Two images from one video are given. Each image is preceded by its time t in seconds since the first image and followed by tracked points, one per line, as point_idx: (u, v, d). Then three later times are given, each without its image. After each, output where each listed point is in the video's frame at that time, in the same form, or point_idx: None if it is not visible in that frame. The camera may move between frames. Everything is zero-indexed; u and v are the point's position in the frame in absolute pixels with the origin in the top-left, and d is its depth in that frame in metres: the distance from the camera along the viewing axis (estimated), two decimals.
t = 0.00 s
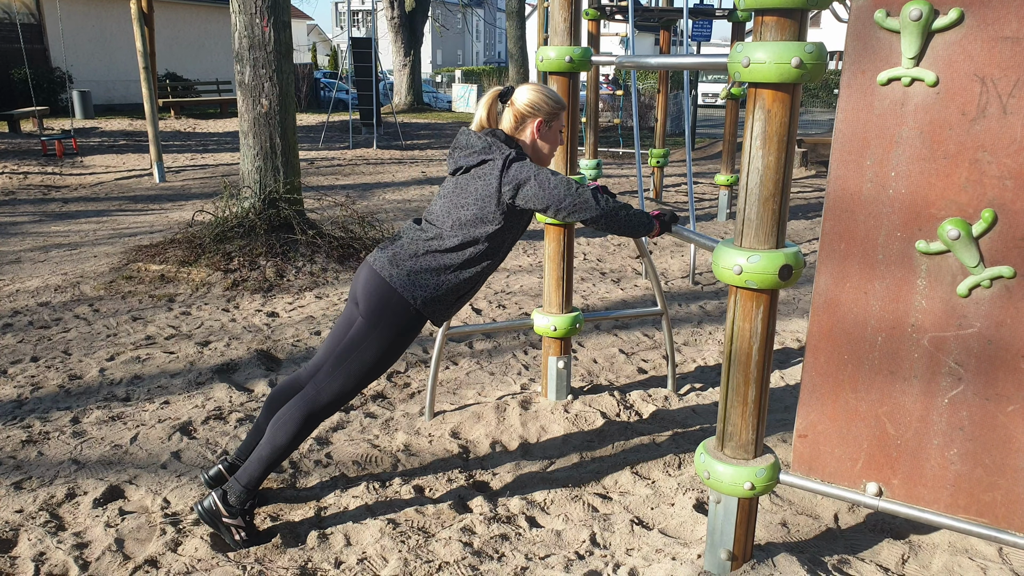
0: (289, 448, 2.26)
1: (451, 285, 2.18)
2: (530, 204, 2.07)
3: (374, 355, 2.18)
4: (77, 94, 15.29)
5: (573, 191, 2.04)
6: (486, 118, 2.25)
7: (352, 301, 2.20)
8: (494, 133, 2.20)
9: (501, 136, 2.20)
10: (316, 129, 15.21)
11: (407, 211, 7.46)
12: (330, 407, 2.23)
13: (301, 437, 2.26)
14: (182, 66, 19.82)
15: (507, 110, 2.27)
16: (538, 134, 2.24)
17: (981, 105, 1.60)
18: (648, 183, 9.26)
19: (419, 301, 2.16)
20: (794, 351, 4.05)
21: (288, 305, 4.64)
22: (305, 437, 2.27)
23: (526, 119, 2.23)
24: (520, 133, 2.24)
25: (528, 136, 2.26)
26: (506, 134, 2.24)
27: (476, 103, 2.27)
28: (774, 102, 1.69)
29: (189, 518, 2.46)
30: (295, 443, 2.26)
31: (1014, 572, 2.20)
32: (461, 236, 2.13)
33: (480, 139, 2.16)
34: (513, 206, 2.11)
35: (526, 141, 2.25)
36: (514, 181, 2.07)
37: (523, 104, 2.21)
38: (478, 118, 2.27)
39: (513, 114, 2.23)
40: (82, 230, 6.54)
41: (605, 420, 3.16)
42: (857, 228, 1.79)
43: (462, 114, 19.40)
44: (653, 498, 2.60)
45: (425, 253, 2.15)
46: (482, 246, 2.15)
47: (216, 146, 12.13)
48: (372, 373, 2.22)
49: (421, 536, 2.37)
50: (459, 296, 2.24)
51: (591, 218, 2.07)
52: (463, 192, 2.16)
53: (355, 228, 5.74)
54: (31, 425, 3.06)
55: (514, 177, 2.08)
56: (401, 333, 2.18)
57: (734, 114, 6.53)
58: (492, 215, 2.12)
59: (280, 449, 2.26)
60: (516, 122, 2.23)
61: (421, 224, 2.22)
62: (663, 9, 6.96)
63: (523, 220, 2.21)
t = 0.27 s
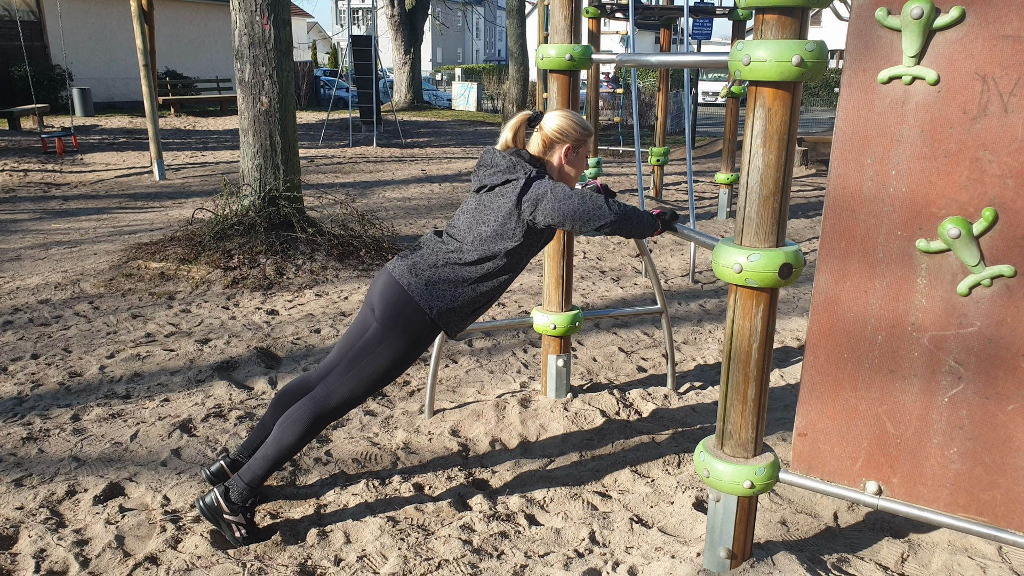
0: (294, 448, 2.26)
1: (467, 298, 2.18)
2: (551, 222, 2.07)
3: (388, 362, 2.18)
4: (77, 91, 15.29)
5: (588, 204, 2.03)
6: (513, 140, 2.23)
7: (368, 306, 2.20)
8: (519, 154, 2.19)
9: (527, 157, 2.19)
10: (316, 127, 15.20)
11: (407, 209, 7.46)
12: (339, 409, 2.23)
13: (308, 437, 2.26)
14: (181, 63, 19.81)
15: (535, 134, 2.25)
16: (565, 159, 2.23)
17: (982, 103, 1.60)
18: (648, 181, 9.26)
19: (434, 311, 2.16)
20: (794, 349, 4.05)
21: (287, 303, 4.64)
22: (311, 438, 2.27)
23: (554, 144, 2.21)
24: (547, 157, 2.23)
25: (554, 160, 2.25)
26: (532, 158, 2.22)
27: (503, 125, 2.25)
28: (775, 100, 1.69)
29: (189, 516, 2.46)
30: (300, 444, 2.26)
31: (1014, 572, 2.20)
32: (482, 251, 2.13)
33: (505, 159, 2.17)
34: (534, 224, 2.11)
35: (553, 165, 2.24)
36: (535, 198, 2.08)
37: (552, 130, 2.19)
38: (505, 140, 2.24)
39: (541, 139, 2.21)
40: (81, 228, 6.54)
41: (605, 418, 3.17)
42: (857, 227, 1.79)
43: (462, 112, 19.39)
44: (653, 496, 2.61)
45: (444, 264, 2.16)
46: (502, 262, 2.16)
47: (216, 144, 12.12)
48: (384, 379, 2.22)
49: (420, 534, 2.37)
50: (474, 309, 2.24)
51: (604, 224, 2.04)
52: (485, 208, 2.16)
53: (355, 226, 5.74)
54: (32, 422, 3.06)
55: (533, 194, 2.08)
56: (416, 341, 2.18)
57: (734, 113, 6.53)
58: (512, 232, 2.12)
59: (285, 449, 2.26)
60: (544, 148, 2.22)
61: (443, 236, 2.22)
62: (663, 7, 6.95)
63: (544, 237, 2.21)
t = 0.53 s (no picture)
0: (299, 449, 2.26)
1: (479, 307, 2.18)
2: (564, 232, 2.07)
3: (397, 366, 2.18)
4: (77, 90, 15.29)
5: (596, 210, 2.03)
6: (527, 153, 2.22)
7: (378, 311, 2.20)
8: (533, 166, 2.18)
9: (541, 170, 2.18)
10: (316, 126, 15.19)
11: (407, 208, 7.46)
12: (346, 411, 2.23)
13: (313, 438, 2.26)
14: (181, 62, 19.80)
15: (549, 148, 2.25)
16: (580, 173, 2.22)
17: (983, 102, 1.60)
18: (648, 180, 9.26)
19: (446, 318, 2.15)
20: (794, 348, 4.05)
21: (288, 301, 4.64)
22: (316, 439, 2.27)
23: (569, 158, 2.20)
24: (562, 171, 2.22)
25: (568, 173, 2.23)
26: (547, 171, 2.21)
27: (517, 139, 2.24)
28: (776, 99, 1.68)
29: (189, 514, 2.46)
30: (305, 444, 2.26)
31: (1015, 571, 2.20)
32: (496, 261, 2.13)
33: (519, 171, 2.17)
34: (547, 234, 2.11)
35: (568, 179, 2.23)
36: (549, 208, 2.08)
37: (567, 144, 2.18)
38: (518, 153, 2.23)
39: (556, 153, 2.20)
40: (81, 226, 6.53)
41: (605, 417, 3.16)
42: (858, 226, 1.78)
43: (462, 111, 19.39)
44: (653, 495, 2.60)
45: (458, 272, 2.15)
46: (514, 271, 2.16)
47: (216, 143, 12.12)
48: (393, 383, 2.22)
49: (421, 532, 2.37)
50: (485, 318, 2.23)
51: (610, 228, 2.03)
52: (500, 219, 2.16)
53: (355, 224, 5.73)
54: (32, 421, 3.06)
55: (545, 205, 2.09)
56: (426, 346, 2.18)
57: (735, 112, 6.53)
58: (526, 242, 2.12)
59: (290, 450, 2.26)
60: (559, 161, 2.21)
61: (456, 245, 2.22)
62: (664, 6, 6.95)
63: (555, 248, 2.21)
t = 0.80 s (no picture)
0: (298, 448, 2.25)
1: (477, 303, 2.18)
2: (560, 228, 2.07)
3: (395, 364, 2.17)
4: (76, 88, 15.28)
5: (593, 208, 2.03)
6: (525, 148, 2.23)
7: (377, 309, 2.19)
8: (530, 161, 2.18)
9: (538, 165, 2.18)
10: (315, 125, 15.19)
11: (406, 207, 7.46)
12: (344, 410, 2.22)
13: (312, 437, 2.25)
14: (181, 60, 19.78)
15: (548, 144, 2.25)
16: (578, 170, 2.22)
17: (983, 101, 1.59)
18: (648, 179, 9.26)
19: (443, 315, 2.15)
20: (794, 347, 4.05)
21: (287, 300, 4.64)
22: (315, 438, 2.27)
23: (566, 154, 2.20)
24: (559, 167, 2.22)
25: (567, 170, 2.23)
26: (545, 167, 2.21)
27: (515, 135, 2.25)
28: (776, 99, 1.68)
29: (188, 514, 2.45)
30: (304, 443, 2.26)
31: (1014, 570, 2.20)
32: (492, 257, 2.13)
33: (516, 166, 2.17)
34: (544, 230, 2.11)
35: (566, 176, 2.22)
36: (545, 205, 2.08)
37: (565, 140, 2.19)
38: (517, 149, 2.25)
39: (554, 149, 2.21)
40: (80, 225, 6.52)
41: (605, 416, 3.16)
42: (858, 226, 1.78)
43: (462, 109, 19.38)
44: (652, 495, 2.60)
45: (455, 269, 2.15)
46: (511, 268, 2.15)
47: (216, 141, 12.11)
48: (392, 381, 2.22)
49: (420, 532, 2.37)
50: (482, 314, 2.23)
51: (608, 228, 2.03)
52: (496, 215, 2.16)
53: (354, 223, 5.73)
54: (30, 420, 3.06)
55: (542, 202, 2.09)
56: (424, 344, 2.17)
57: (735, 111, 6.53)
58: (522, 238, 2.12)
59: (289, 449, 2.25)
60: (556, 157, 2.21)
61: (453, 242, 2.22)
62: (664, 5, 6.95)
63: (552, 244, 2.21)
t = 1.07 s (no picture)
0: (291, 444, 2.25)
1: (459, 287, 2.18)
2: (540, 209, 2.07)
3: (381, 353, 2.17)
4: (76, 86, 15.27)
5: (584, 200, 2.03)
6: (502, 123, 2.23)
7: (360, 298, 2.19)
8: (507, 137, 2.18)
9: (515, 140, 2.18)
10: (315, 123, 15.18)
11: (406, 206, 7.46)
12: (335, 403, 2.22)
13: (304, 432, 2.25)
14: (180, 58, 19.77)
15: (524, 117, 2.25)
16: (554, 143, 2.22)
17: (984, 101, 1.59)
18: (648, 178, 9.26)
19: (426, 301, 2.15)
20: (794, 347, 4.05)
21: (286, 299, 4.63)
22: (307, 433, 2.26)
23: (542, 128, 2.20)
24: (535, 140, 2.22)
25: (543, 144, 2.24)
26: (521, 141, 2.22)
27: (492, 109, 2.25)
28: (777, 97, 1.68)
29: (188, 512, 2.45)
30: (297, 439, 2.26)
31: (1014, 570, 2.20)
32: (471, 239, 2.13)
33: (493, 143, 2.16)
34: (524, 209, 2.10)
35: (542, 149, 2.23)
36: (525, 185, 2.07)
37: (540, 112, 2.19)
38: (493, 124, 2.25)
39: (529, 122, 2.21)
40: (80, 223, 6.52)
41: (605, 415, 3.16)
42: (859, 225, 1.78)
43: (461, 108, 19.36)
44: (652, 494, 2.60)
45: (434, 253, 2.14)
46: (491, 250, 2.15)
47: (215, 140, 12.11)
48: (379, 371, 2.22)
49: (420, 531, 2.37)
50: (465, 298, 2.23)
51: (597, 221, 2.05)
52: (474, 194, 2.15)
53: (354, 222, 5.72)
54: (30, 418, 3.05)
55: (522, 181, 2.07)
56: (409, 332, 2.18)
57: (734, 111, 6.52)
58: (501, 218, 2.12)
59: (282, 444, 2.25)
60: (532, 131, 2.21)
61: (431, 224, 2.21)
62: (664, 4, 6.94)
63: (533, 223, 2.21)
